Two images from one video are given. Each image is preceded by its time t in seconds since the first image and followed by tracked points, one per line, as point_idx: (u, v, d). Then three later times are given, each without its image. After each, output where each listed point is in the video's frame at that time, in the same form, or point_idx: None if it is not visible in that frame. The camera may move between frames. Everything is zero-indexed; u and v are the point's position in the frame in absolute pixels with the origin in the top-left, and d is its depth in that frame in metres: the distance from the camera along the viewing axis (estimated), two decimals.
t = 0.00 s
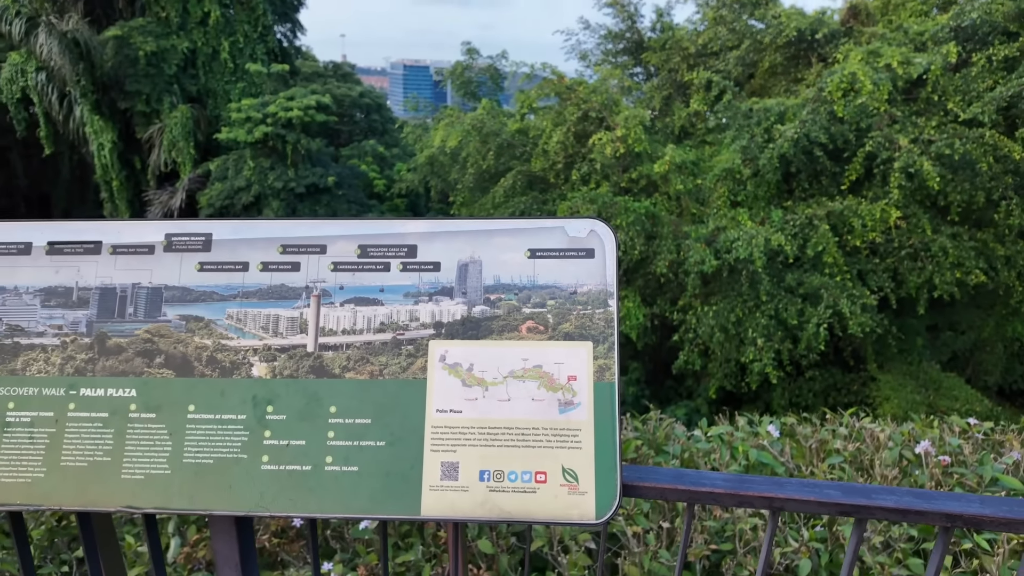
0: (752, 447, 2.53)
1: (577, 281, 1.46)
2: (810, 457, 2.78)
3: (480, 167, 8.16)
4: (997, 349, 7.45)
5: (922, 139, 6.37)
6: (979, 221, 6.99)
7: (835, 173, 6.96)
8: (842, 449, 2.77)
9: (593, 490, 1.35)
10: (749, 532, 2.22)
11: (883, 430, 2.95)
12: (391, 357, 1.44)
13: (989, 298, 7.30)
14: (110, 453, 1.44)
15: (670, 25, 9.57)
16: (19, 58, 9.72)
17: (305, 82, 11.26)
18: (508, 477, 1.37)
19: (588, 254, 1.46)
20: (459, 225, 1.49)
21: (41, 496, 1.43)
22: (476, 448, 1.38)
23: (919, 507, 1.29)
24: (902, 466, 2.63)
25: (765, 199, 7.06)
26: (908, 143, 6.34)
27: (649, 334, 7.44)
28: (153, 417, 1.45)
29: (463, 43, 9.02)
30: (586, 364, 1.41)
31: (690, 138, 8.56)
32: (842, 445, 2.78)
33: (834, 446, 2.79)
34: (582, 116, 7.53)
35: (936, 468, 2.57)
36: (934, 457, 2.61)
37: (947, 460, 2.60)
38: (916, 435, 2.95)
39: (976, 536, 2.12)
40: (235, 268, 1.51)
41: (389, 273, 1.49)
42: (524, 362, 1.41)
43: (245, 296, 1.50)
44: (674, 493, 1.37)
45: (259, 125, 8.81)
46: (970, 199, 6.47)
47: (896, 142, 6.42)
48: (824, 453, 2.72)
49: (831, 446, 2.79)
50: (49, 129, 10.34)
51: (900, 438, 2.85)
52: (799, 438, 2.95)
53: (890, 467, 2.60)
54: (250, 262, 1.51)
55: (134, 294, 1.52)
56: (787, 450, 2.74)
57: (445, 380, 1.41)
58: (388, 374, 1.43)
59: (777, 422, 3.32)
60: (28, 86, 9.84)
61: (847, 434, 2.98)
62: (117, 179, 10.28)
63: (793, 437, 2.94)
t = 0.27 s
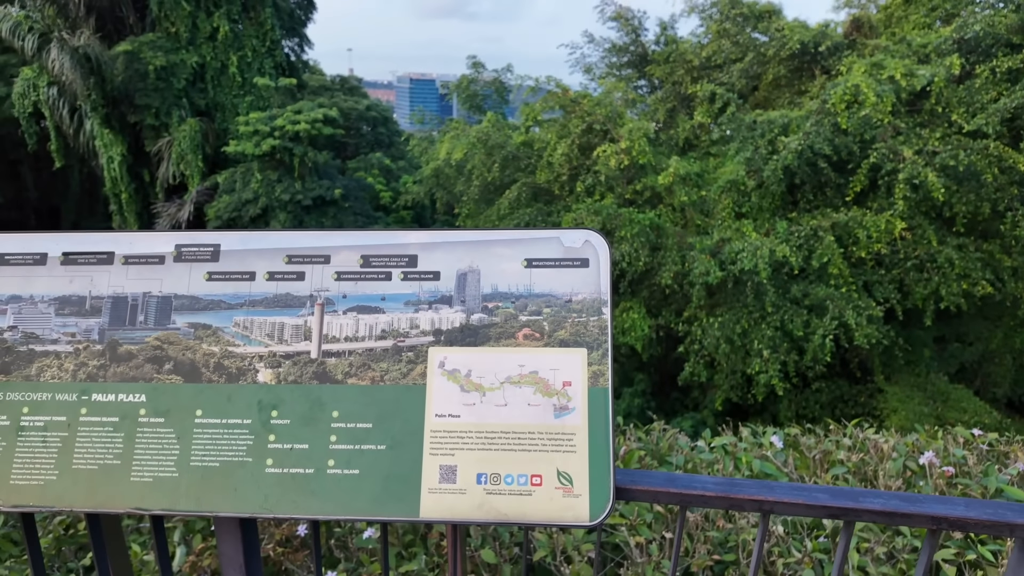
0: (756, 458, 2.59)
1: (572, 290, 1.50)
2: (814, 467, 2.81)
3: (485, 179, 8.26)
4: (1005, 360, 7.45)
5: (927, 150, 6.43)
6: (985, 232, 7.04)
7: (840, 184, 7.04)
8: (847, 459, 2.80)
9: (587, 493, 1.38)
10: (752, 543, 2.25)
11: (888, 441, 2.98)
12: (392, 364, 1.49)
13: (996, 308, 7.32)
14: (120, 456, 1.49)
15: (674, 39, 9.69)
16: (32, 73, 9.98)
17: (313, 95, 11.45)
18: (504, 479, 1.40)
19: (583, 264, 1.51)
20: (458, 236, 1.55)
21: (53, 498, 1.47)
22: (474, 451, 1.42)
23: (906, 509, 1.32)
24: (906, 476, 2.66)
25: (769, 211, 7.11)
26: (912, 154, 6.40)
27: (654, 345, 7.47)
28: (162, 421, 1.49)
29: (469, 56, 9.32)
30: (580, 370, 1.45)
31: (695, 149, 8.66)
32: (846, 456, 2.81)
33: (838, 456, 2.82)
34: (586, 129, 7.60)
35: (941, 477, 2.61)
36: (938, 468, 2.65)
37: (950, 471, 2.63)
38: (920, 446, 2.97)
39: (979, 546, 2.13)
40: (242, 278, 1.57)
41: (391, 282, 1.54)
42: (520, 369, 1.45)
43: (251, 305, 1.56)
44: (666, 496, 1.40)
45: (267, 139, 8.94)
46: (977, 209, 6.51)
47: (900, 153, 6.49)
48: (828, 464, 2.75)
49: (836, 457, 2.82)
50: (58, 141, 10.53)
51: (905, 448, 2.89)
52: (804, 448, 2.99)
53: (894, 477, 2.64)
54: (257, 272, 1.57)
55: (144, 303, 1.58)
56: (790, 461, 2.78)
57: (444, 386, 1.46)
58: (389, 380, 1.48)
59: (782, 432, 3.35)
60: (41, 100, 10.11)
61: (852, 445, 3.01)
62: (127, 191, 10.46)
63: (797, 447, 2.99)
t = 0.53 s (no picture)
0: (761, 469, 2.62)
1: (563, 297, 1.55)
2: (821, 478, 2.82)
3: (494, 190, 8.36)
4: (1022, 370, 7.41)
5: (939, 158, 6.47)
6: (1000, 241, 7.12)
7: (851, 194, 7.09)
8: (854, 470, 2.82)
9: (576, 495, 1.42)
10: (757, 554, 2.28)
11: (897, 451, 3.01)
12: (387, 369, 1.54)
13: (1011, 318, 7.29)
14: (127, 458, 1.54)
15: (683, 49, 9.78)
16: (51, 88, 10.27)
17: (325, 108, 11.64)
18: (496, 482, 1.44)
19: (573, 271, 1.56)
20: (453, 245, 1.60)
21: (62, 498, 1.53)
22: (466, 454, 1.46)
23: (888, 512, 1.35)
24: (913, 486, 2.68)
25: (779, 220, 7.14)
26: (922, 163, 6.41)
27: (664, 355, 7.49)
28: (167, 424, 1.55)
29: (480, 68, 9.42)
30: (570, 376, 1.49)
31: (704, 158, 8.72)
32: (855, 467, 2.84)
33: (846, 466, 2.84)
34: (595, 139, 7.66)
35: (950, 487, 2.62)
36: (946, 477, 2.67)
37: (959, 481, 2.63)
38: (929, 456, 2.98)
39: (987, 558, 2.12)
40: (245, 286, 1.63)
41: (388, 289, 1.60)
42: (511, 374, 1.49)
43: (254, 312, 1.61)
44: (653, 499, 1.43)
45: (280, 151, 9.09)
46: (989, 218, 6.54)
47: (910, 163, 6.54)
48: (835, 474, 2.77)
49: (843, 467, 2.85)
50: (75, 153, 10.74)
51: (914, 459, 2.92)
52: (812, 458, 3.02)
53: (902, 487, 2.66)
54: (259, 281, 1.62)
55: (151, 310, 1.64)
56: (797, 471, 2.80)
57: (438, 390, 1.51)
58: (385, 385, 1.53)
59: (791, 442, 3.37)
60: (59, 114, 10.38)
61: (861, 455, 3.05)
62: (142, 203, 10.64)
63: (805, 457, 3.03)
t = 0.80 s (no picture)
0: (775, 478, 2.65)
1: (571, 302, 1.60)
2: (837, 488, 2.85)
3: (509, 200, 8.46)
4: None
5: (959, 167, 6.42)
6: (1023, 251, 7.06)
7: (868, 204, 7.07)
8: (869, 479, 2.85)
9: (584, 494, 1.46)
10: (770, 563, 2.32)
11: (915, 462, 3.03)
12: (402, 371, 1.60)
13: None
14: (154, 456, 1.62)
15: (698, 59, 9.84)
16: (77, 101, 10.49)
17: (343, 119, 11.84)
18: (506, 481, 1.50)
19: (581, 278, 1.61)
20: (466, 252, 1.66)
21: (93, 494, 1.60)
22: (478, 454, 1.52)
23: (890, 513, 1.39)
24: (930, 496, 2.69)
25: (796, 229, 7.13)
26: (941, 172, 6.39)
27: (679, 365, 7.49)
28: (193, 423, 1.62)
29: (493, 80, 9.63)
30: (578, 379, 1.54)
31: (720, 167, 8.76)
32: (870, 477, 2.87)
33: (861, 476, 2.88)
34: (610, 149, 7.72)
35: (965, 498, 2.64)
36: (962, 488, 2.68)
37: (976, 492, 2.64)
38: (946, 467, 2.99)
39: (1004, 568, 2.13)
40: (267, 292, 1.70)
41: (403, 295, 1.66)
42: (521, 377, 1.55)
43: (275, 317, 1.69)
44: (658, 499, 1.48)
45: (298, 162, 9.25)
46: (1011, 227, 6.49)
47: (928, 171, 6.51)
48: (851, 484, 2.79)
49: (858, 477, 2.88)
50: (100, 165, 11.00)
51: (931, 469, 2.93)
52: (827, 468, 3.06)
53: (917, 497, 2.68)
54: (280, 287, 1.70)
55: (178, 315, 1.72)
56: (810, 480, 2.82)
57: (451, 392, 1.56)
58: (399, 387, 1.59)
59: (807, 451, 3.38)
60: (84, 127, 10.64)
61: (877, 466, 3.07)
62: (163, 214, 10.86)
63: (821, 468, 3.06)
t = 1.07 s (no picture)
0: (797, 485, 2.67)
1: (600, 305, 1.64)
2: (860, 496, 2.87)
3: (526, 209, 8.57)
4: None
5: (984, 175, 6.38)
6: None
7: (890, 213, 7.03)
8: (893, 488, 2.88)
9: (615, 491, 1.50)
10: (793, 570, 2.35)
11: (939, 471, 3.04)
12: (437, 371, 1.66)
13: None
14: (199, 451, 1.69)
15: (715, 68, 9.89)
16: (104, 113, 10.77)
17: (362, 130, 12.02)
18: (539, 478, 1.54)
19: (609, 281, 1.66)
20: (498, 257, 1.72)
21: (140, 487, 1.68)
22: (510, 452, 1.57)
23: (918, 513, 1.41)
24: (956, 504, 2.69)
25: (816, 238, 7.12)
26: (964, 180, 6.37)
27: (698, 374, 7.48)
28: (236, 420, 1.69)
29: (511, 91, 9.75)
30: (607, 378, 1.58)
31: (739, 176, 8.79)
32: (893, 486, 2.89)
33: (886, 485, 2.90)
34: (627, 158, 7.78)
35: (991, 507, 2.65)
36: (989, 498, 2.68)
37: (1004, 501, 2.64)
38: (972, 477, 2.98)
39: None
40: (307, 294, 1.78)
41: (437, 297, 1.72)
42: (552, 377, 1.60)
43: (314, 318, 1.76)
44: (686, 497, 1.51)
45: (318, 172, 9.42)
46: None
47: (950, 179, 6.48)
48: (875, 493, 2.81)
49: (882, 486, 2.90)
50: (126, 174, 11.25)
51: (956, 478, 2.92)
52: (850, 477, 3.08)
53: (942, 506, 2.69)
54: (320, 289, 1.77)
55: (222, 316, 1.79)
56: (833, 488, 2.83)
57: (485, 392, 1.62)
58: (434, 387, 1.65)
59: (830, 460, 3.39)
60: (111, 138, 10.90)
61: (901, 475, 3.09)
62: (186, 222, 11.08)
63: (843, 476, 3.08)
